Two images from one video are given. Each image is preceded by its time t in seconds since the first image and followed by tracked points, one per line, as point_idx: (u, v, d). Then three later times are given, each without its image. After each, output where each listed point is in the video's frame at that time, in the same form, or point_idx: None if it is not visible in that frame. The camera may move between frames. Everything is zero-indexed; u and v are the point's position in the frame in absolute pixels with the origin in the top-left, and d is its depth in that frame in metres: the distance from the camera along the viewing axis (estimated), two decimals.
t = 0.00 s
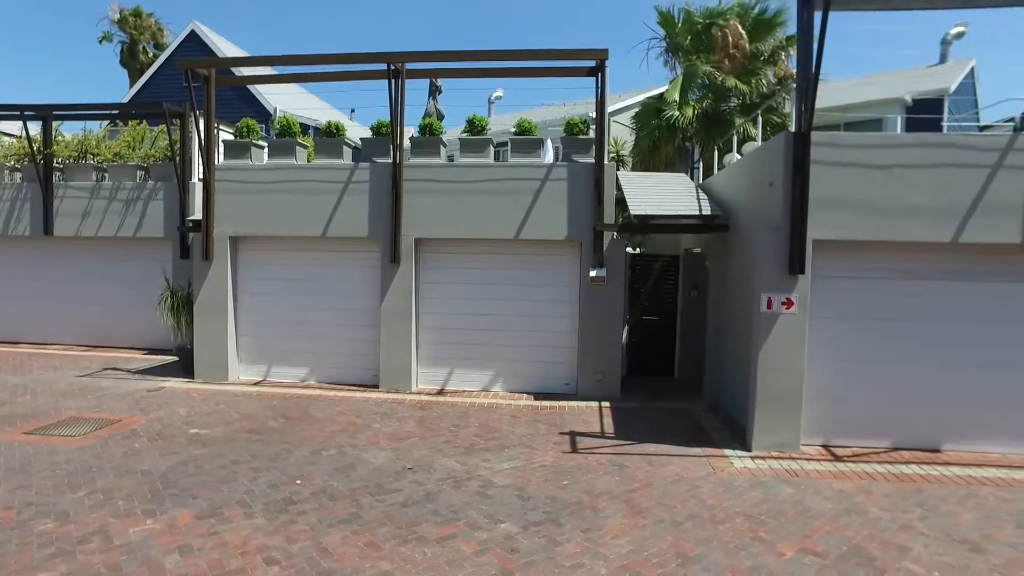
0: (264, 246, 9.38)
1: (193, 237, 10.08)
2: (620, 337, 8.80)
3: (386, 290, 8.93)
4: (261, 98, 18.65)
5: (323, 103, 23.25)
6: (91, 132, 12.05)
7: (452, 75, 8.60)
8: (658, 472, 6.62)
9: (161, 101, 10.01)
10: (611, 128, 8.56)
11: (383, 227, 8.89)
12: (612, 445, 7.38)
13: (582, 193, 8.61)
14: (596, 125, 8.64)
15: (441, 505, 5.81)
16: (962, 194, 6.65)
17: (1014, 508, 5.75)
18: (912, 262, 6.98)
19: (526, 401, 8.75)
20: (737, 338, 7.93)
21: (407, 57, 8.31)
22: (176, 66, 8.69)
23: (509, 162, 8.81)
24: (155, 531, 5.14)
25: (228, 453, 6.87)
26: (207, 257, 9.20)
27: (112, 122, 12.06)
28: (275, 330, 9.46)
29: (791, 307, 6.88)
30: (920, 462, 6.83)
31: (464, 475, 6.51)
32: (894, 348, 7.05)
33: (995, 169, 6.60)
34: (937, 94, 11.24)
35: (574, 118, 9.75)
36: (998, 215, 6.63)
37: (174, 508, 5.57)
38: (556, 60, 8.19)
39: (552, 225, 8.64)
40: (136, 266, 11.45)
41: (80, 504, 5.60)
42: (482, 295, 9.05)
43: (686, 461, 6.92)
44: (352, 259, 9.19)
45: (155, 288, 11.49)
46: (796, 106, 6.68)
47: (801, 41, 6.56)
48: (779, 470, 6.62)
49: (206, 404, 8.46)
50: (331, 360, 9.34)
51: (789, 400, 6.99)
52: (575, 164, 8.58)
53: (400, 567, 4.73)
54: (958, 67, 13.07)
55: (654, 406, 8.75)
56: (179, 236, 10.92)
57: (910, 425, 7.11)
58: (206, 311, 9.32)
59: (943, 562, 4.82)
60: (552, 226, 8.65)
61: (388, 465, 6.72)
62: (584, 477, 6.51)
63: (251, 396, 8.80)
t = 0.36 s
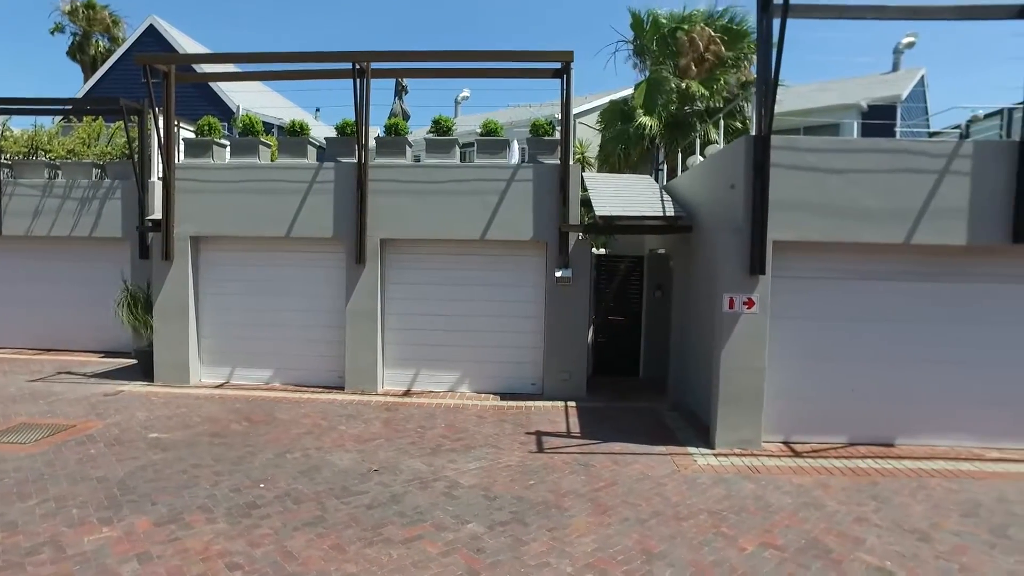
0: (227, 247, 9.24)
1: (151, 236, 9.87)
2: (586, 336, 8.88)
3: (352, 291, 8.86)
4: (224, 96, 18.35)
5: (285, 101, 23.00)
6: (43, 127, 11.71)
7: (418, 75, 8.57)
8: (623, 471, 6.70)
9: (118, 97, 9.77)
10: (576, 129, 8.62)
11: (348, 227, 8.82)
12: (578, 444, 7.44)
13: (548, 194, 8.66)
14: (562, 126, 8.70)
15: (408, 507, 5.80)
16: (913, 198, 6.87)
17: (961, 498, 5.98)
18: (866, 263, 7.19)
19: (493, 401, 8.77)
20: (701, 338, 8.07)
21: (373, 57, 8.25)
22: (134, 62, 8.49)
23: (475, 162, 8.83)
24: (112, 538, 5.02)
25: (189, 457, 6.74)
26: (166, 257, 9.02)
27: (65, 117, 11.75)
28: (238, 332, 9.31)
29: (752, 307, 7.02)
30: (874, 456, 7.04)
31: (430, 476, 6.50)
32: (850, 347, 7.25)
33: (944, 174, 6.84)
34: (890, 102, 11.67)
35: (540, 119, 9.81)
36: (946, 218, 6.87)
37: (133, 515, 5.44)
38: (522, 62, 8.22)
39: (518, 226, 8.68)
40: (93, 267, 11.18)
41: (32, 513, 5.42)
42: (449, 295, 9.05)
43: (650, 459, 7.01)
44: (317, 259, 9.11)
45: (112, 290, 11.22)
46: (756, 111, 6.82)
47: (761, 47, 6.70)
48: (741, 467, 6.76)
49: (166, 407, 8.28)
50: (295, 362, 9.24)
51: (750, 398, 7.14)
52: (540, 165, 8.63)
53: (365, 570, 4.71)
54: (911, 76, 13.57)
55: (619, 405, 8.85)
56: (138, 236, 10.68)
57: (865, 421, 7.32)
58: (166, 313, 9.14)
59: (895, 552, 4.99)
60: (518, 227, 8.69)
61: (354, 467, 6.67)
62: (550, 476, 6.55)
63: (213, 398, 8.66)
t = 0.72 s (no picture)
0: (201, 246, 9.12)
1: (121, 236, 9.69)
2: (564, 336, 8.92)
3: (328, 291, 8.79)
4: (197, 94, 18.13)
5: (259, 99, 22.72)
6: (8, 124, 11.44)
7: (394, 75, 8.53)
8: (600, 470, 6.73)
9: (87, 94, 9.56)
10: (553, 130, 8.64)
11: (324, 227, 8.75)
12: (555, 444, 7.46)
13: (525, 194, 8.67)
14: (538, 127, 8.71)
15: (385, 508, 5.76)
16: (882, 199, 7.01)
17: (930, 493, 6.11)
18: (838, 263, 7.31)
19: (470, 401, 8.77)
20: (676, 337, 8.15)
21: (349, 56, 8.19)
22: (103, 58, 8.32)
23: (452, 162, 8.83)
24: (81, 545, 4.91)
25: (161, 461, 6.62)
26: (137, 258, 8.86)
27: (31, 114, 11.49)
28: (211, 333, 9.18)
29: (727, 307, 7.10)
30: (846, 453, 7.16)
31: (408, 477, 6.47)
32: (822, 346, 7.37)
33: (912, 176, 6.98)
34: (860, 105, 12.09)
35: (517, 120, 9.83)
36: (915, 219, 7.01)
37: (103, 520, 5.33)
38: (499, 62, 8.22)
39: (496, 226, 8.69)
40: (62, 267, 10.96)
41: None
42: (425, 296, 9.02)
43: (627, 458, 7.05)
44: (293, 259, 9.03)
45: (82, 290, 11.00)
46: (731, 112, 6.90)
47: (735, 50, 6.78)
48: (717, 465, 6.82)
49: (137, 410, 8.13)
50: (271, 363, 9.14)
51: (725, 397, 7.22)
52: (517, 165, 8.63)
53: (342, 572, 4.67)
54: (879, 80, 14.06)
55: (595, 404, 8.90)
56: (108, 235, 10.48)
57: (837, 419, 7.45)
58: (138, 315, 8.98)
59: (866, 547, 5.09)
60: (495, 228, 8.69)
61: (330, 469, 6.62)
62: (528, 476, 6.56)
63: (187, 401, 8.53)
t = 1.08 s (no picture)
0: (174, 246, 8.99)
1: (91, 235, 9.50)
2: (541, 336, 8.94)
3: (304, 292, 8.71)
4: (170, 91, 17.87)
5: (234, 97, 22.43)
6: None
7: (371, 74, 8.49)
8: (578, 469, 6.76)
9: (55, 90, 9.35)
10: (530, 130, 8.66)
11: (300, 227, 8.68)
12: (533, 444, 7.47)
13: (502, 194, 8.68)
14: (516, 127, 8.72)
15: (362, 510, 5.73)
16: (853, 201, 7.13)
17: (900, 488, 6.23)
18: (811, 264, 7.42)
19: (448, 402, 8.76)
20: (653, 337, 8.22)
21: (326, 54, 8.13)
22: (72, 54, 8.15)
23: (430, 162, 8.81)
24: (49, 552, 4.80)
25: (133, 465, 6.50)
26: (108, 258, 8.69)
27: None
28: (185, 334, 9.05)
29: (704, 307, 7.16)
30: (819, 450, 7.27)
31: (385, 479, 6.44)
32: (796, 345, 7.47)
33: (882, 178, 7.12)
34: (833, 107, 12.32)
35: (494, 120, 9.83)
36: (885, 221, 7.15)
37: (71, 526, 5.21)
38: (476, 62, 8.22)
39: (473, 226, 8.68)
40: (30, 267, 10.72)
41: None
42: (403, 296, 8.99)
43: (604, 457, 7.09)
44: (268, 260, 8.94)
45: (50, 291, 10.77)
46: (707, 114, 6.97)
47: (710, 52, 6.85)
48: (693, 464, 6.89)
49: (108, 413, 7.98)
50: (246, 364, 9.04)
51: (701, 396, 7.29)
52: (495, 165, 8.64)
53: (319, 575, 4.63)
54: (851, 84, 14.35)
55: (573, 404, 8.94)
56: (77, 235, 10.24)
57: (810, 416, 7.56)
58: (108, 316, 8.82)
59: (838, 542, 5.17)
60: (473, 228, 8.69)
61: (307, 471, 6.56)
62: (506, 476, 6.57)
63: (160, 403, 8.39)
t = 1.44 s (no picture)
0: (152, 246, 8.89)
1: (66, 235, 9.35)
2: (523, 336, 8.95)
3: (285, 292, 8.65)
4: (148, 89, 17.65)
5: (213, 96, 22.19)
6: None
7: (353, 73, 8.46)
8: (560, 469, 6.78)
9: (28, 88, 9.20)
10: (512, 131, 8.66)
11: (281, 228, 8.61)
12: (516, 444, 7.48)
13: (484, 195, 8.69)
14: (498, 128, 8.72)
15: (344, 512, 5.71)
16: (831, 202, 7.23)
17: (876, 485, 6.33)
18: (790, 264, 7.50)
19: (430, 402, 8.73)
20: (635, 337, 8.26)
21: (307, 54, 8.09)
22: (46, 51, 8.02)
23: (411, 162, 8.81)
24: (22, 558, 4.71)
25: (110, 469, 6.41)
26: (83, 258, 8.56)
27: None
28: (163, 335, 8.95)
29: (685, 307, 7.19)
30: (798, 449, 7.36)
31: (367, 480, 6.41)
32: (775, 344, 7.56)
33: (860, 180, 7.23)
34: (810, 111, 12.67)
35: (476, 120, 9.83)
36: (862, 221, 7.25)
37: (46, 532, 5.13)
38: (458, 62, 8.22)
39: (456, 227, 8.68)
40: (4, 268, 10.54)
41: None
42: (385, 297, 8.96)
43: (587, 457, 7.12)
44: (248, 260, 8.87)
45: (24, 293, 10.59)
46: (687, 116, 7.02)
47: (690, 54, 6.90)
48: (675, 463, 6.93)
49: (85, 416, 7.86)
50: (226, 366, 8.96)
51: (682, 396, 7.34)
52: (477, 165, 8.63)
53: None
54: (827, 87, 14.63)
55: (556, 404, 8.97)
56: (51, 235, 10.06)
57: (789, 415, 7.65)
58: (84, 317, 8.68)
59: (816, 538, 5.24)
60: (456, 229, 8.68)
61: (288, 473, 6.52)
62: (488, 476, 6.57)
63: (138, 406, 8.28)
